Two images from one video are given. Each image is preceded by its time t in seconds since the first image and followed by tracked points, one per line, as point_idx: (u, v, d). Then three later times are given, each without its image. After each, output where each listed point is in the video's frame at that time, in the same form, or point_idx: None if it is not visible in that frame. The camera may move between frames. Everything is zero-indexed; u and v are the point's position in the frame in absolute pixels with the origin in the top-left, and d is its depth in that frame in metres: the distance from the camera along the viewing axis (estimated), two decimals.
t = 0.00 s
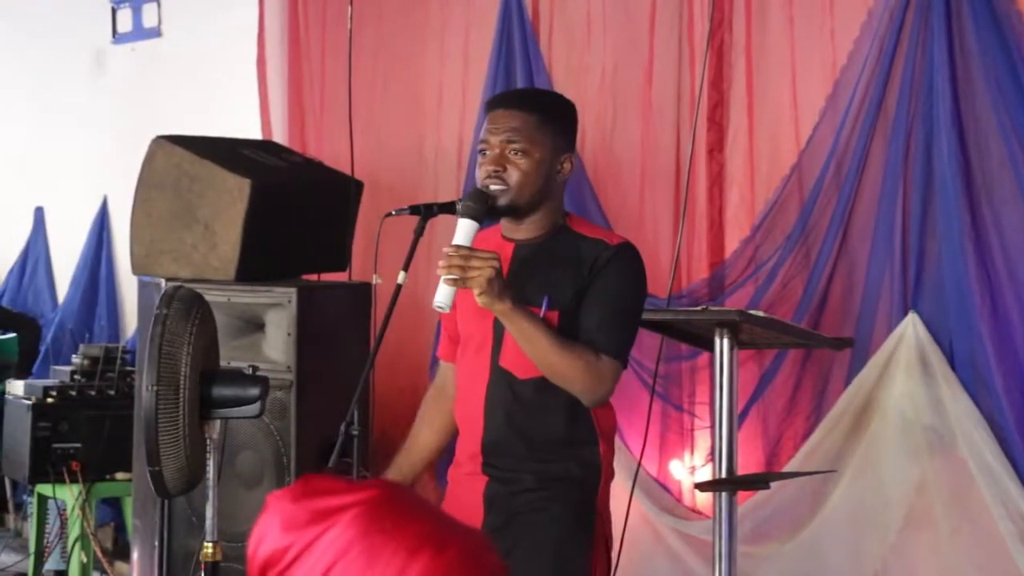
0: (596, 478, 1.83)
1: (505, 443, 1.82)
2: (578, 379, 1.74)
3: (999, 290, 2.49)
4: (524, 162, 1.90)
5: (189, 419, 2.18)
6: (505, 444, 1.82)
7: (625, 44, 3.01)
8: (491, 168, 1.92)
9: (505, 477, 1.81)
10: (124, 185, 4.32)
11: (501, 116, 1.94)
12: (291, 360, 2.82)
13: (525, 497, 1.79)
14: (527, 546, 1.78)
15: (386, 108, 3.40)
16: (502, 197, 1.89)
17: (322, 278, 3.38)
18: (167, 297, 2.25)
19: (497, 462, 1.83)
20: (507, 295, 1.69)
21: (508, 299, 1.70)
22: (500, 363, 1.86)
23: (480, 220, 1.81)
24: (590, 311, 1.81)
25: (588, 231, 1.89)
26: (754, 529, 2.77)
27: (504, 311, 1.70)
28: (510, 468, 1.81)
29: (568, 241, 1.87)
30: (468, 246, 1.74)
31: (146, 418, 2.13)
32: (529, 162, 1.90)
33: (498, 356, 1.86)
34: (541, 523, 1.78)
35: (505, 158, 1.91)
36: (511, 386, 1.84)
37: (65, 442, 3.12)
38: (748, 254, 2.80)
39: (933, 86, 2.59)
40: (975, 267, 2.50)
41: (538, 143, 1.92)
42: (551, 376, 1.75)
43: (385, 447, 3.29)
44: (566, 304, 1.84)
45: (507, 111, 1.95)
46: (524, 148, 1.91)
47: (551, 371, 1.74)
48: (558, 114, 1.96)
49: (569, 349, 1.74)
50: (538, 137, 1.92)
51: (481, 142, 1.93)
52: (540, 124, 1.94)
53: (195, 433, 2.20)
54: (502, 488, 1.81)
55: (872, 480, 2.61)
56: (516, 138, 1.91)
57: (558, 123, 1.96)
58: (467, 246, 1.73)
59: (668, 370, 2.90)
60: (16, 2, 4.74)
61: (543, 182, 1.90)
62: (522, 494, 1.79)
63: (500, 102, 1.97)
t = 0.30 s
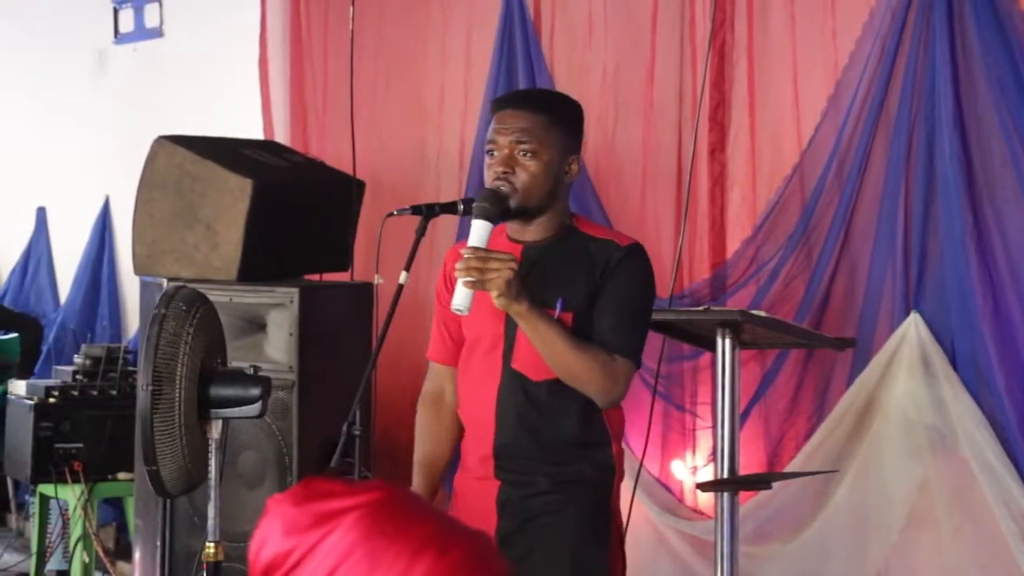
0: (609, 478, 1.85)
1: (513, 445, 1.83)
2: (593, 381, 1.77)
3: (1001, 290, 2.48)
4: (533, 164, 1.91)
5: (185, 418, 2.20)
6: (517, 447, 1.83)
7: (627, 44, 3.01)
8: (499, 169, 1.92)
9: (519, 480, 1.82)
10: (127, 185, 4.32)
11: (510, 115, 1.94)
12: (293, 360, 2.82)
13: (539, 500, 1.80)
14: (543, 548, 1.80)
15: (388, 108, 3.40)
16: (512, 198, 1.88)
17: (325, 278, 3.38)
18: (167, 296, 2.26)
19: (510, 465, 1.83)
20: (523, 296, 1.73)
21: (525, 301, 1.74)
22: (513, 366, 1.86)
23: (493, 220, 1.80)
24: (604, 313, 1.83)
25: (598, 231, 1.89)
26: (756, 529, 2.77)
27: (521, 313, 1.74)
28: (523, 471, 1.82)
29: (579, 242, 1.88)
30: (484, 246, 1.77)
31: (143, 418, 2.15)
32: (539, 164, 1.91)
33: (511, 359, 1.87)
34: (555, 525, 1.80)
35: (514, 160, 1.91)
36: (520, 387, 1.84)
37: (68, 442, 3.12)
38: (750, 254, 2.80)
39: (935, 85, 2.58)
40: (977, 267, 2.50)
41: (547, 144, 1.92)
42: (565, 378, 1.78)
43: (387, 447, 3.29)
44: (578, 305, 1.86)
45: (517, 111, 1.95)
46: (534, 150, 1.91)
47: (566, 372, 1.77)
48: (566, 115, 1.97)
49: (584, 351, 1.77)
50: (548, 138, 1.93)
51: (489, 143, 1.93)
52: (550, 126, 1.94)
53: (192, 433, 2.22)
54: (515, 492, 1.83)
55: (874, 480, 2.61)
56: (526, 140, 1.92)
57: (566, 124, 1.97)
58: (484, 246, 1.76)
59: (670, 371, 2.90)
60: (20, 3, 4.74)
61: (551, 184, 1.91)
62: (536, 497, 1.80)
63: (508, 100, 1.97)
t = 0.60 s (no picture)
0: (641, 480, 1.66)
1: (539, 444, 1.61)
2: (633, 383, 1.58)
3: (1005, 290, 2.48)
4: (560, 160, 1.69)
5: (184, 419, 2.22)
6: (547, 447, 1.61)
7: (629, 44, 3.01)
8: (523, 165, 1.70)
9: (547, 485, 1.60)
10: (129, 185, 4.32)
11: (535, 110, 1.73)
12: (295, 360, 2.82)
13: (570, 506, 1.59)
14: (574, 557, 1.60)
15: (391, 108, 3.39)
16: (536, 197, 1.67)
17: (328, 278, 3.37)
18: (167, 296, 2.26)
19: (537, 468, 1.61)
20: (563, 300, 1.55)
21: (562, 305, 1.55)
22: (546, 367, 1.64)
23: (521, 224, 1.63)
24: (640, 311, 1.64)
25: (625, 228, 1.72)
26: (760, 529, 2.77)
27: (559, 316, 1.55)
28: (552, 475, 1.60)
29: (609, 238, 1.69)
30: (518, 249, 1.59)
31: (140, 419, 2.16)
32: (566, 160, 1.69)
33: (543, 360, 1.64)
34: (586, 535, 1.59)
35: (540, 156, 1.69)
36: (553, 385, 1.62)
37: (71, 442, 3.12)
38: (753, 254, 2.79)
39: (938, 85, 2.59)
40: (981, 267, 2.50)
41: (576, 141, 1.70)
42: (604, 381, 1.59)
43: (390, 447, 3.29)
44: (612, 304, 1.66)
45: (542, 105, 1.73)
46: (561, 146, 1.69)
47: (603, 374, 1.58)
48: (596, 112, 1.76)
49: (623, 351, 1.58)
50: (576, 133, 1.71)
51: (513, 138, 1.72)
52: (578, 120, 1.72)
53: (191, 433, 2.24)
54: (543, 497, 1.60)
55: (877, 480, 2.61)
56: (554, 135, 1.70)
57: (598, 122, 1.76)
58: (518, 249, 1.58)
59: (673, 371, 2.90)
60: (22, 2, 4.74)
61: (580, 183, 1.69)
62: (567, 503, 1.59)
63: (533, 97, 1.75)
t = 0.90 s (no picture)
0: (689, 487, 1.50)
1: (588, 447, 1.42)
2: (686, 386, 1.41)
3: (1004, 290, 2.48)
4: (598, 157, 1.51)
5: (179, 417, 2.23)
6: (597, 454, 1.42)
7: (628, 44, 3.00)
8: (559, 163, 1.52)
9: (597, 494, 1.41)
10: (128, 185, 4.32)
11: (571, 107, 1.56)
12: (294, 360, 2.82)
13: (622, 517, 1.41)
14: None
15: (390, 108, 3.38)
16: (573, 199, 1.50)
17: (327, 278, 3.36)
18: (165, 296, 2.27)
19: (586, 475, 1.42)
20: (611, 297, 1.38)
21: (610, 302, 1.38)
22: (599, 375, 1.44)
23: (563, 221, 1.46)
24: (691, 310, 1.47)
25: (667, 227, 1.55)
26: (758, 529, 2.77)
27: (607, 314, 1.38)
28: (602, 484, 1.42)
29: (653, 234, 1.52)
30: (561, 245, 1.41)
31: (136, 419, 2.17)
32: (604, 157, 1.51)
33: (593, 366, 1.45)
34: (637, 553, 1.41)
35: (577, 152, 1.52)
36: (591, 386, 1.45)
37: (70, 442, 3.12)
38: (751, 253, 2.79)
39: (937, 85, 2.58)
40: (980, 267, 2.50)
41: (615, 138, 1.52)
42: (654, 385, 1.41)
43: (390, 446, 3.29)
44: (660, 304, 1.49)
45: (578, 101, 1.56)
46: (598, 142, 1.52)
47: (656, 378, 1.40)
48: (636, 108, 1.58)
49: (676, 351, 1.41)
50: (614, 128, 1.53)
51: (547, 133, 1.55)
52: (617, 115, 1.55)
53: (186, 432, 2.25)
54: (593, 509, 1.41)
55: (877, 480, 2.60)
56: (590, 131, 1.52)
57: (639, 120, 1.58)
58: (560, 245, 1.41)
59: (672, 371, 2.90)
60: (21, 2, 4.74)
61: (618, 182, 1.51)
62: (620, 514, 1.41)
63: (568, 94, 1.59)
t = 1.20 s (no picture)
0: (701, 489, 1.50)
1: (605, 456, 1.41)
2: (695, 384, 1.40)
3: (1001, 289, 2.49)
4: (604, 151, 1.48)
5: (174, 417, 2.23)
6: (615, 461, 1.42)
7: (626, 44, 3.00)
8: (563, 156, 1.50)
9: (615, 503, 1.41)
10: (125, 185, 4.31)
11: (579, 97, 1.52)
12: (291, 360, 2.83)
13: (640, 526, 1.41)
14: None
15: (387, 108, 3.37)
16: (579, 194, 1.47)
17: (324, 278, 3.36)
18: (162, 296, 2.27)
19: (604, 485, 1.41)
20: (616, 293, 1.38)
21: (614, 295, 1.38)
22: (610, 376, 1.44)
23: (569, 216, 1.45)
24: (701, 306, 1.46)
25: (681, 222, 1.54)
26: (755, 529, 2.77)
27: (612, 310, 1.38)
28: (618, 492, 1.41)
29: (664, 229, 1.51)
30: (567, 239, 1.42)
31: (131, 418, 2.18)
32: (610, 151, 1.48)
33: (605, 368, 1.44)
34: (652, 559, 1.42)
35: (582, 145, 1.49)
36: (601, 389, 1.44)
37: (67, 442, 3.12)
38: (749, 254, 2.80)
39: (934, 86, 2.59)
40: (977, 267, 2.50)
41: (622, 130, 1.49)
42: (663, 382, 1.40)
43: (387, 447, 3.29)
44: (671, 301, 1.48)
45: (585, 91, 1.52)
46: (604, 135, 1.49)
47: (665, 375, 1.39)
48: (642, 98, 1.55)
49: (685, 349, 1.40)
50: (622, 120, 1.50)
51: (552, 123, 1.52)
52: (624, 107, 1.51)
53: (181, 432, 2.25)
54: (611, 516, 1.41)
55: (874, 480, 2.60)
56: (597, 124, 1.49)
57: (646, 110, 1.54)
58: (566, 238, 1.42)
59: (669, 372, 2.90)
60: (18, 2, 4.73)
61: (625, 176, 1.49)
62: (637, 523, 1.41)
63: (576, 84, 1.55)
